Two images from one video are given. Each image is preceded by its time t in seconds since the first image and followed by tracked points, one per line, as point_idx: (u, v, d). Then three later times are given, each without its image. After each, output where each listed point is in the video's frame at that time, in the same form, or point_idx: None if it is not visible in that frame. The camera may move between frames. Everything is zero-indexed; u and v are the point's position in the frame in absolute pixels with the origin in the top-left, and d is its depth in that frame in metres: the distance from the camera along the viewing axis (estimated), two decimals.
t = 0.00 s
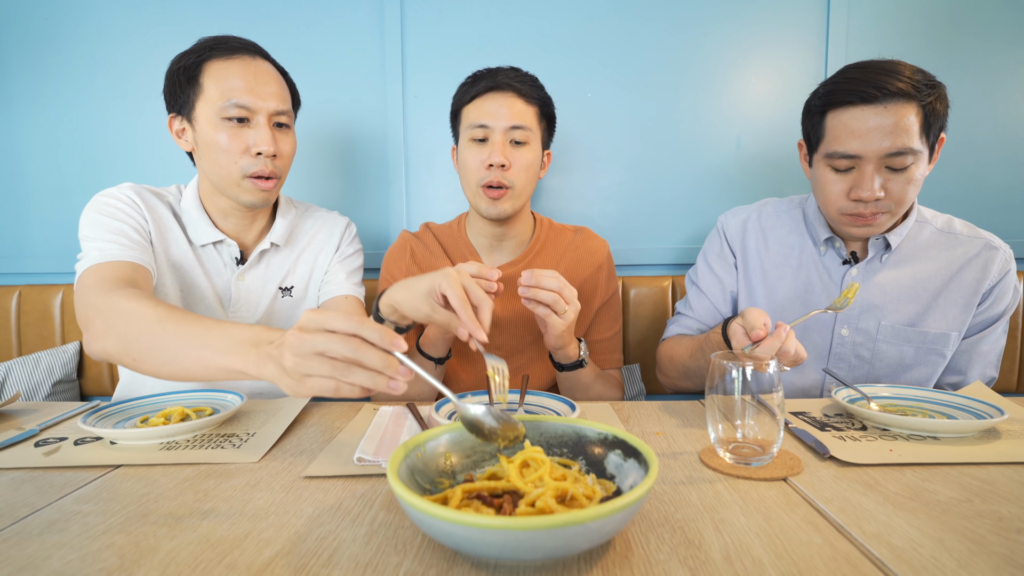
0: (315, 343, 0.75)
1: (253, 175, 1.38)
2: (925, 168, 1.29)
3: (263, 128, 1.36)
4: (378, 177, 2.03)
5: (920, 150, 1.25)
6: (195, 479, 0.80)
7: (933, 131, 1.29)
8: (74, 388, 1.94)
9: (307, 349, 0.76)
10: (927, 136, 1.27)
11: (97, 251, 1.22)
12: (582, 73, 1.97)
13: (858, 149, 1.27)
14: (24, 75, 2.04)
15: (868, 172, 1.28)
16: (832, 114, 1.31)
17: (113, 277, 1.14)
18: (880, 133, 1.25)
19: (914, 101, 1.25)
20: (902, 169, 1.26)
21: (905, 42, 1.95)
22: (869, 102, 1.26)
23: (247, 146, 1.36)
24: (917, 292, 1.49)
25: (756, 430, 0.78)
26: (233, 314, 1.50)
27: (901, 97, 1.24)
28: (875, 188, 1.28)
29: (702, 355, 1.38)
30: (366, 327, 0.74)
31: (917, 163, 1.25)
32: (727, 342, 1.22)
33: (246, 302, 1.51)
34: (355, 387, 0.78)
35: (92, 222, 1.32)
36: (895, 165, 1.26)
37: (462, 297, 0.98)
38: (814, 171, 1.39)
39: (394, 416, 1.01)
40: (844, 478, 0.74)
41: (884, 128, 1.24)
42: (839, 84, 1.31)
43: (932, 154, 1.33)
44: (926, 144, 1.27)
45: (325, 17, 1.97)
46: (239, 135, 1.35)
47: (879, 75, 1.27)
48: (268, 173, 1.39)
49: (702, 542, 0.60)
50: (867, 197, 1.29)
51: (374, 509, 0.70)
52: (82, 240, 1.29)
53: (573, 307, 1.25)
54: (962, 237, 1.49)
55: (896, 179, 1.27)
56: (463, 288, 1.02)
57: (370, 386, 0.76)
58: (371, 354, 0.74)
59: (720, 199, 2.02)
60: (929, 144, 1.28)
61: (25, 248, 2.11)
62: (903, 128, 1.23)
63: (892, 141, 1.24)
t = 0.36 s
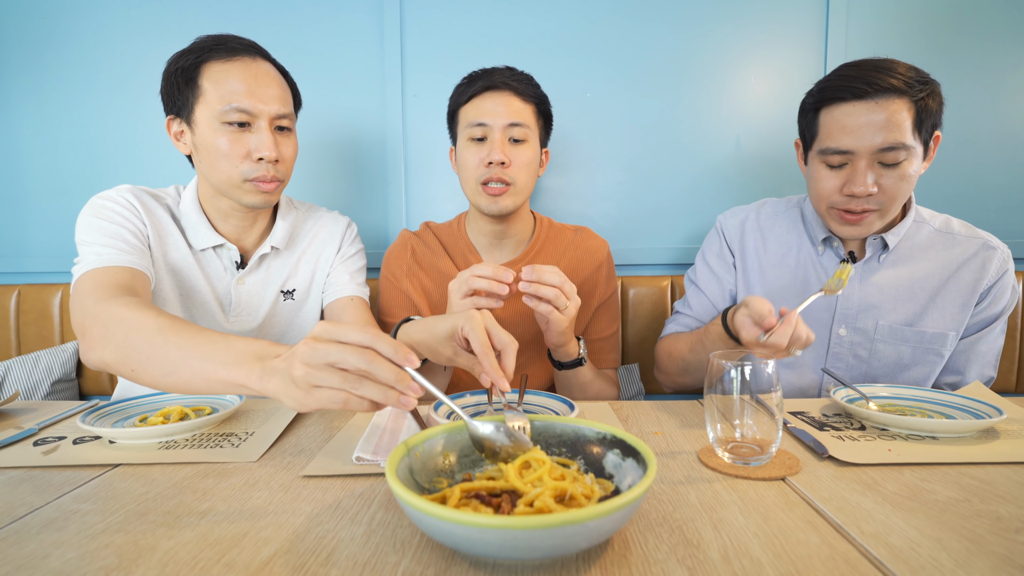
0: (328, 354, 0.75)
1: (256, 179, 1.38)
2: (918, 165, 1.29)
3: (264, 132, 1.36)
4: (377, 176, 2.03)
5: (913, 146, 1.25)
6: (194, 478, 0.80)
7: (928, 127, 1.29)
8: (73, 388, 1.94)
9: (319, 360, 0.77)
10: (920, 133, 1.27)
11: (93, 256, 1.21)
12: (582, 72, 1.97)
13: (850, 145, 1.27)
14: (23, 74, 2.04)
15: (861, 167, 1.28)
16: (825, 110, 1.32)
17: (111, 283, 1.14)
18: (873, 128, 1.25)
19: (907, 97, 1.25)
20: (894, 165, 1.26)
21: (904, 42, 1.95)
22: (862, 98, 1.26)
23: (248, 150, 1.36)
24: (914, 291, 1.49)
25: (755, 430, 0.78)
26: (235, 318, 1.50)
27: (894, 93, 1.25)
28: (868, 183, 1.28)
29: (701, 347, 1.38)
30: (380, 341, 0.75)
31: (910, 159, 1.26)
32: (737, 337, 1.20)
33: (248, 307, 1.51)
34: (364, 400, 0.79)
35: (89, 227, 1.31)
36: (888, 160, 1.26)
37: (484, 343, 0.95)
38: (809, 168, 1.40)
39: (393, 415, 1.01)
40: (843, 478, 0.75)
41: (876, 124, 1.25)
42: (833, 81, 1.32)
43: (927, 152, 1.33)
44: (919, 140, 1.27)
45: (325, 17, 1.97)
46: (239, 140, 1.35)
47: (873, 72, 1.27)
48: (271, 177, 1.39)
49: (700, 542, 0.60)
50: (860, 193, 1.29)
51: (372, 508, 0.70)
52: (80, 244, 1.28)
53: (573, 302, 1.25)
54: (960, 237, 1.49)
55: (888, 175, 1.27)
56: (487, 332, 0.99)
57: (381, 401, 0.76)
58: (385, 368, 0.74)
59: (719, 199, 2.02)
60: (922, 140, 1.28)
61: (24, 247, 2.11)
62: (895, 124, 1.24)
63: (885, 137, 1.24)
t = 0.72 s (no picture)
0: (324, 364, 0.74)
1: (253, 180, 1.38)
2: (904, 163, 1.28)
3: (262, 132, 1.36)
4: (375, 176, 2.03)
5: (895, 145, 1.25)
6: (190, 477, 0.80)
7: (912, 127, 1.29)
8: (70, 387, 1.93)
9: (316, 370, 0.76)
10: (903, 130, 1.27)
11: (92, 257, 1.21)
12: (581, 73, 1.97)
13: (832, 146, 1.28)
14: (22, 73, 2.03)
15: (844, 167, 1.28)
16: (808, 113, 1.33)
17: (107, 286, 1.14)
18: (854, 129, 1.26)
19: (885, 96, 1.26)
20: (878, 163, 1.26)
21: (902, 43, 1.95)
22: (842, 100, 1.27)
23: (246, 149, 1.35)
24: (909, 292, 1.49)
25: (751, 429, 0.78)
26: (234, 319, 1.50)
27: (872, 93, 1.26)
28: (851, 184, 1.28)
29: (716, 317, 1.36)
30: (374, 350, 0.74)
31: (894, 158, 1.25)
32: (776, 283, 1.19)
33: (247, 307, 1.51)
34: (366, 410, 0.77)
35: (86, 228, 1.31)
36: (870, 159, 1.26)
37: (486, 339, 0.96)
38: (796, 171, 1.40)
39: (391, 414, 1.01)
40: (839, 477, 0.75)
41: (857, 124, 1.26)
42: (814, 85, 1.33)
43: (913, 152, 1.33)
44: (903, 140, 1.27)
45: (323, 17, 1.97)
46: (237, 139, 1.35)
47: (853, 75, 1.29)
48: (268, 178, 1.39)
49: (696, 541, 0.60)
50: (844, 193, 1.29)
51: (369, 507, 0.70)
52: (76, 245, 1.28)
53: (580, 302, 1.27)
54: (956, 237, 1.49)
55: (871, 174, 1.27)
56: (490, 329, 1.01)
57: (385, 399, 0.76)
58: (382, 376, 0.74)
59: (717, 200, 2.02)
60: (906, 140, 1.28)
61: (22, 247, 2.11)
62: (875, 124, 1.25)
63: (865, 137, 1.25)
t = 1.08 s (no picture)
0: (290, 372, 0.72)
1: (252, 179, 1.37)
2: (898, 167, 1.28)
3: (258, 131, 1.36)
4: (373, 174, 2.03)
5: (887, 148, 1.25)
6: (186, 474, 0.80)
7: (906, 129, 1.29)
8: (67, 385, 1.93)
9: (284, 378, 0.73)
10: (898, 134, 1.27)
11: (84, 258, 1.21)
12: (579, 72, 1.97)
13: (826, 148, 1.28)
14: (20, 70, 2.03)
15: (836, 170, 1.28)
16: (802, 116, 1.33)
17: (101, 286, 1.14)
18: (847, 130, 1.26)
19: (879, 99, 1.26)
20: (871, 166, 1.26)
21: (900, 43, 1.96)
22: (834, 102, 1.27)
23: (243, 149, 1.35)
24: (907, 290, 1.50)
25: (747, 427, 0.78)
26: (232, 317, 1.50)
27: (864, 96, 1.26)
28: (843, 187, 1.28)
29: (719, 308, 1.37)
30: (336, 351, 0.70)
31: (886, 161, 1.26)
32: (786, 271, 1.20)
33: (244, 305, 1.51)
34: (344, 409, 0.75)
35: (80, 227, 1.31)
36: (862, 162, 1.26)
37: (475, 306, 0.97)
38: (790, 172, 1.40)
39: (388, 412, 1.01)
40: (835, 475, 0.75)
41: (850, 127, 1.26)
42: (809, 87, 1.33)
43: (908, 154, 1.33)
44: (896, 142, 1.27)
45: (322, 15, 1.97)
46: (234, 139, 1.35)
47: (846, 77, 1.29)
48: (266, 176, 1.39)
49: (692, 538, 0.60)
50: (836, 196, 1.29)
51: (365, 504, 0.70)
52: (71, 245, 1.28)
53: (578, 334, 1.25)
54: (954, 237, 1.49)
55: (864, 177, 1.27)
56: (478, 297, 1.01)
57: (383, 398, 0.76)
58: (351, 377, 0.72)
59: (715, 199, 2.03)
60: (901, 142, 1.28)
61: (20, 244, 2.10)
62: (868, 126, 1.25)
63: (858, 139, 1.25)
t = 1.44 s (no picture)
0: (353, 350, 0.76)
1: (248, 174, 1.37)
2: (898, 168, 1.28)
3: (252, 125, 1.35)
4: (372, 172, 2.02)
5: (887, 150, 1.25)
6: (185, 471, 0.80)
7: (906, 131, 1.29)
8: (66, 382, 1.93)
9: (344, 355, 0.77)
10: (898, 135, 1.27)
11: (90, 253, 1.21)
12: (579, 70, 1.97)
13: (826, 151, 1.28)
14: (19, 68, 2.03)
15: (835, 173, 1.28)
16: (802, 117, 1.33)
17: (99, 283, 1.14)
18: (847, 134, 1.25)
19: (879, 102, 1.25)
20: (872, 169, 1.26)
21: (900, 42, 1.95)
22: (835, 105, 1.27)
23: (237, 145, 1.35)
24: (907, 288, 1.50)
25: (747, 425, 0.78)
26: (231, 314, 1.50)
27: (865, 99, 1.25)
28: (843, 189, 1.28)
29: (717, 311, 1.36)
30: (402, 339, 0.77)
31: (886, 164, 1.26)
32: (783, 280, 1.21)
33: (244, 302, 1.51)
34: (389, 396, 0.78)
35: (79, 224, 1.31)
36: (862, 164, 1.26)
37: (494, 319, 0.95)
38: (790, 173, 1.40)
39: (387, 410, 1.00)
40: (834, 473, 0.75)
41: (850, 130, 1.25)
42: (809, 88, 1.32)
43: (908, 156, 1.33)
44: (897, 145, 1.27)
45: (320, 13, 1.96)
46: (228, 135, 1.35)
47: (846, 79, 1.28)
48: (263, 171, 1.39)
49: (691, 536, 0.60)
50: (836, 199, 1.29)
51: (364, 501, 0.70)
52: (72, 242, 1.28)
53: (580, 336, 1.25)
54: (954, 235, 1.49)
55: (865, 180, 1.27)
56: (495, 308, 0.99)
57: (404, 395, 0.77)
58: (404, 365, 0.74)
59: (715, 198, 2.02)
60: (901, 144, 1.28)
61: (20, 242, 2.10)
62: (868, 129, 1.24)
63: (858, 142, 1.25)
